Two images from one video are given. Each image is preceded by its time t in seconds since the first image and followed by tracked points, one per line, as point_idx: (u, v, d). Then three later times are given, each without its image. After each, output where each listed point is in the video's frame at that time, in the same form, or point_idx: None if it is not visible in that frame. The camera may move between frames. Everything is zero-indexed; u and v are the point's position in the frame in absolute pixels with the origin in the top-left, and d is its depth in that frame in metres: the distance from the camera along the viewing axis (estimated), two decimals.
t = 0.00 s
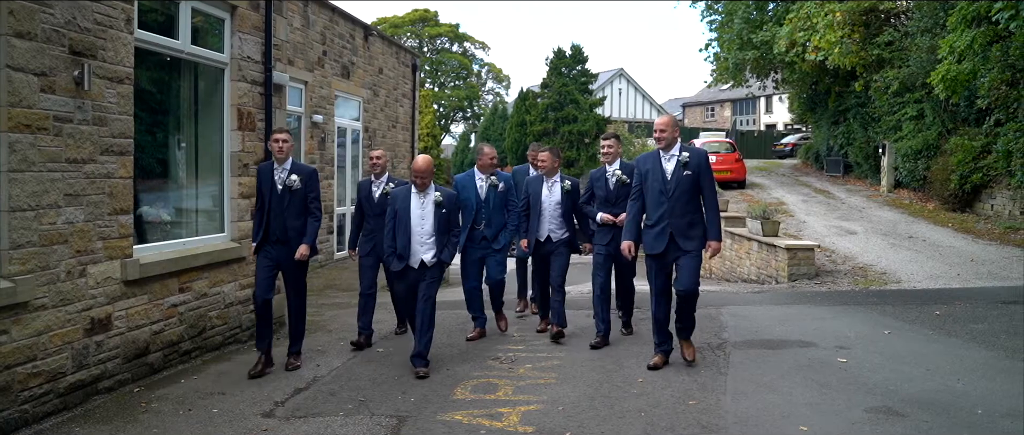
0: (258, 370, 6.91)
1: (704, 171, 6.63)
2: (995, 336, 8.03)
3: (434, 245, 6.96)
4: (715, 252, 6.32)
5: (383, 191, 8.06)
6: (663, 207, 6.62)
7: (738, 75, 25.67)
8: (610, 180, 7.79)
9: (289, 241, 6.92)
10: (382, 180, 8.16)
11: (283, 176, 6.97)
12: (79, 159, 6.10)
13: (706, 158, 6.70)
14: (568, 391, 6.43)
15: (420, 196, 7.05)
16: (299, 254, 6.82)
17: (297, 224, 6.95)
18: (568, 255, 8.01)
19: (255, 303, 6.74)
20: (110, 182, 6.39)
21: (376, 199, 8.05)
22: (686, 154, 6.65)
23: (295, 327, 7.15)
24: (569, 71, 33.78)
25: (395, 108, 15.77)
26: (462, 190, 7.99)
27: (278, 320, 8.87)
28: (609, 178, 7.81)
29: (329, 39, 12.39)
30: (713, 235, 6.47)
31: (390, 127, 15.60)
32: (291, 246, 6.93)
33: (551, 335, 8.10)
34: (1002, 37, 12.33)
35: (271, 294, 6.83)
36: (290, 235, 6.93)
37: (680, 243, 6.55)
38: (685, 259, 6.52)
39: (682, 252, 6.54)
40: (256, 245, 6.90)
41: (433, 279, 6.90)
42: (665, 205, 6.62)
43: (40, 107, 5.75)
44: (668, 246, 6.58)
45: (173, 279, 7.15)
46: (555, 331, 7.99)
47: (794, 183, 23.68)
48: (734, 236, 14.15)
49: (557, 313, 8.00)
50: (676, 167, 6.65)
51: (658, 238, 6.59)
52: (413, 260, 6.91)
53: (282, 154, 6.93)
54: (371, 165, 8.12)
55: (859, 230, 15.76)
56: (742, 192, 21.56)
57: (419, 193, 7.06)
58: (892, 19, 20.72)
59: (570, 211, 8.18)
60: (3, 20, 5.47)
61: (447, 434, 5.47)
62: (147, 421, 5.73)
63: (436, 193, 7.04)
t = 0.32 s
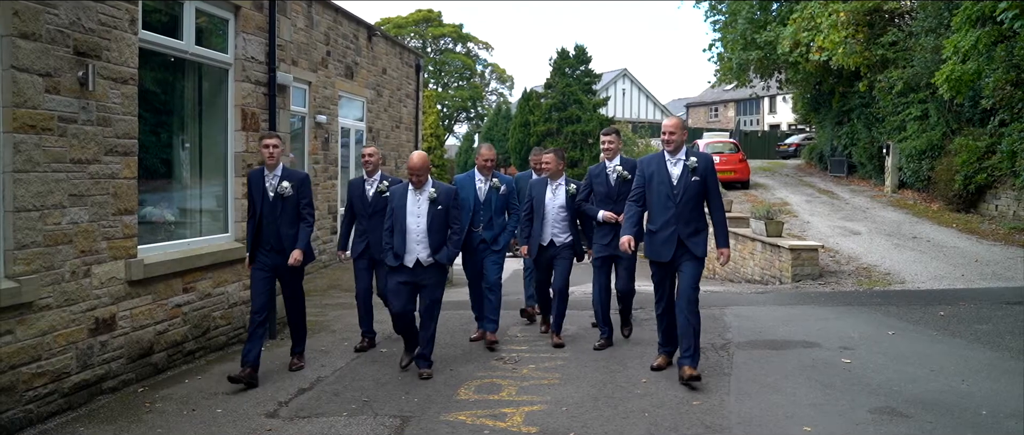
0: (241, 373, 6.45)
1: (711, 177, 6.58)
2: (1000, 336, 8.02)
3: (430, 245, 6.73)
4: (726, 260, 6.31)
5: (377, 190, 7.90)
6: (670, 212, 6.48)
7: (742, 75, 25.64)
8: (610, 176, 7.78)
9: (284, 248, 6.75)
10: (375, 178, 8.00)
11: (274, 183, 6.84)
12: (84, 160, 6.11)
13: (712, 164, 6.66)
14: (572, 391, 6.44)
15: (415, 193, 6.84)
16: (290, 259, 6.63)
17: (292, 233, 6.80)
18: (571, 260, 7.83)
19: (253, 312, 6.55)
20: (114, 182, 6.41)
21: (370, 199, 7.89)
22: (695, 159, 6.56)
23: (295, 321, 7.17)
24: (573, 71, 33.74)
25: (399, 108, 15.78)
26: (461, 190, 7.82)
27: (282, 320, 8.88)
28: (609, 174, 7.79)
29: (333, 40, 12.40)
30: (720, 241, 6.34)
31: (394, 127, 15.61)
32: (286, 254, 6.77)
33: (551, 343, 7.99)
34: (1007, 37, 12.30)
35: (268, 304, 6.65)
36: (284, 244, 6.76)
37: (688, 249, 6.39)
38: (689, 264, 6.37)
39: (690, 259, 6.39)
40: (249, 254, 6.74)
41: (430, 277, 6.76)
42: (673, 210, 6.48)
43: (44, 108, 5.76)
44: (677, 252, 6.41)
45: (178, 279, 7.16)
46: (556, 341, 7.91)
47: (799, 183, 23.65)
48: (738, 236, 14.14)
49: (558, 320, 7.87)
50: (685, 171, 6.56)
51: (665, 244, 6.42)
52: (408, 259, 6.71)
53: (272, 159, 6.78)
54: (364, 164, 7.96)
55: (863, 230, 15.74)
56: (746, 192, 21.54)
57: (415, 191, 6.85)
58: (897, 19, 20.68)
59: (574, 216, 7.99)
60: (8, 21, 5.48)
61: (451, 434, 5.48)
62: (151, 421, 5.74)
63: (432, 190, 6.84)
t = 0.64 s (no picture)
0: (242, 389, 6.36)
1: (719, 184, 6.45)
2: (1003, 337, 8.00)
3: (425, 250, 6.44)
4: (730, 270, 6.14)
5: (373, 187, 7.77)
6: (677, 218, 6.35)
7: (744, 75, 25.62)
8: (612, 175, 7.64)
9: (271, 250, 6.58)
10: (370, 174, 7.82)
11: (262, 181, 6.66)
12: (87, 161, 6.12)
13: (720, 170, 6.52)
14: (575, 392, 6.43)
15: (409, 196, 6.56)
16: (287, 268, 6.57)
17: (279, 233, 6.62)
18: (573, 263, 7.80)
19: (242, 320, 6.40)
20: (117, 183, 6.41)
21: (365, 195, 7.76)
22: (704, 165, 6.44)
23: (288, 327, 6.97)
24: (575, 72, 33.75)
25: (401, 109, 15.79)
26: (461, 195, 7.71)
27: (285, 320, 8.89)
28: (611, 172, 7.65)
29: (335, 40, 12.41)
30: (725, 253, 6.27)
31: (397, 128, 15.63)
32: (274, 256, 6.60)
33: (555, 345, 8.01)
34: (1010, 37, 12.29)
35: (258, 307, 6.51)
36: (272, 245, 6.60)
37: (692, 258, 6.27)
38: (692, 273, 6.25)
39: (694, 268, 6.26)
40: (235, 255, 6.59)
41: (426, 284, 6.50)
42: (680, 216, 6.35)
43: (48, 109, 5.77)
44: (681, 260, 6.29)
45: (180, 280, 7.17)
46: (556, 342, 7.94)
47: (801, 183, 23.63)
48: (741, 236, 14.12)
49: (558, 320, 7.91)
50: (693, 177, 6.42)
51: (670, 252, 6.30)
52: (401, 265, 6.45)
53: (259, 158, 6.57)
54: (361, 158, 7.75)
55: (866, 230, 15.73)
56: (748, 192, 21.53)
57: (409, 194, 6.57)
58: (899, 19, 20.66)
59: (573, 214, 7.81)
60: (11, 22, 5.48)
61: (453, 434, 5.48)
62: (154, 421, 5.74)
63: (425, 193, 6.53)
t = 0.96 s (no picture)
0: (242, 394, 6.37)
1: (726, 184, 6.12)
2: (1003, 340, 7.99)
3: (414, 260, 6.19)
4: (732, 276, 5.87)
5: (366, 197, 7.74)
6: (682, 218, 6.05)
7: (744, 79, 25.63)
8: (615, 184, 7.47)
9: (261, 251, 6.37)
10: (364, 184, 7.81)
11: (250, 181, 6.45)
12: (86, 165, 6.11)
13: (728, 170, 6.20)
14: (575, 396, 6.42)
15: (398, 204, 6.34)
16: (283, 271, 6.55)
17: (268, 234, 6.42)
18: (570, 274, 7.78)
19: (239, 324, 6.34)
20: (116, 187, 6.41)
21: (359, 205, 7.71)
22: (710, 164, 6.12)
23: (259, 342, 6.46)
24: (575, 76, 33.79)
25: (401, 112, 15.80)
26: (455, 198, 7.74)
27: (284, 325, 8.88)
28: (613, 182, 7.49)
29: (335, 44, 12.42)
30: (728, 258, 6.01)
31: (397, 132, 15.64)
32: (264, 257, 6.38)
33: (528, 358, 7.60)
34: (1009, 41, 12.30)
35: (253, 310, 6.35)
36: (261, 245, 6.38)
37: (696, 260, 5.98)
38: (699, 279, 6.00)
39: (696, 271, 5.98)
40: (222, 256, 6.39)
41: (415, 295, 6.26)
42: (685, 216, 6.05)
43: (47, 113, 5.77)
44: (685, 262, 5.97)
45: (180, 284, 7.16)
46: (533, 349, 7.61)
47: (800, 187, 23.64)
48: (741, 240, 14.12)
49: (535, 328, 7.58)
50: (699, 176, 6.10)
51: (673, 253, 5.97)
52: (390, 276, 6.20)
53: (247, 156, 6.40)
54: (355, 167, 7.72)
55: (865, 233, 15.73)
56: (748, 196, 21.53)
57: (398, 201, 6.36)
58: (898, 22, 20.68)
59: (568, 220, 7.70)
60: (11, 26, 5.47)
61: None
62: (154, 426, 5.73)
63: (414, 200, 6.32)
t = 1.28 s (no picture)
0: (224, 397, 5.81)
1: (733, 171, 5.99)
2: (1007, 335, 7.98)
3: (411, 251, 6.12)
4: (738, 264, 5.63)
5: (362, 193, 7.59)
6: (687, 210, 5.94)
7: (747, 73, 25.58)
8: (619, 176, 7.42)
9: (254, 253, 6.18)
10: (361, 180, 7.68)
11: (240, 181, 6.24)
12: (90, 159, 6.13)
13: (736, 158, 6.06)
14: (578, 390, 6.43)
15: (395, 194, 6.25)
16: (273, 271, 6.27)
17: (261, 236, 6.22)
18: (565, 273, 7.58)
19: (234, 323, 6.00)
20: (120, 181, 6.42)
21: (354, 202, 7.55)
22: (716, 152, 5.99)
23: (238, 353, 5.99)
24: (578, 70, 33.76)
25: (404, 107, 15.80)
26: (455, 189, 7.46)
27: (288, 318, 8.91)
28: (618, 174, 7.44)
29: (338, 38, 12.41)
30: (737, 243, 5.75)
31: (400, 126, 15.64)
32: (257, 258, 6.20)
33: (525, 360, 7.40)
34: (1015, 34, 12.23)
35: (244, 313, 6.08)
36: (254, 247, 6.19)
37: (698, 253, 5.88)
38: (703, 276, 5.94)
39: (697, 263, 5.89)
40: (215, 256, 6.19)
41: (410, 289, 6.11)
42: (690, 208, 5.95)
43: (51, 107, 5.78)
44: (687, 255, 5.87)
45: (184, 278, 7.17)
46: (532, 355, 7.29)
47: (804, 181, 23.60)
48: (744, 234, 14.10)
49: (536, 333, 7.30)
50: (704, 165, 5.99)
51: (676, 246, 5.89)
52: (387, 268, 6.10)
53: (237, 155, 6.18)
54: (352, 162, 7.53)
55: (869, 228, 15.71)
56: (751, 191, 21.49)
57: (393, 189, 6.25)
58: (903, 16, 20.58)
59: (568, 216, 7.58)
60: (15, 21, 5.48)
61: (456, 432, 5.48)
62: (158, 419, 5.75)
63: (411, 189, 6.26)
